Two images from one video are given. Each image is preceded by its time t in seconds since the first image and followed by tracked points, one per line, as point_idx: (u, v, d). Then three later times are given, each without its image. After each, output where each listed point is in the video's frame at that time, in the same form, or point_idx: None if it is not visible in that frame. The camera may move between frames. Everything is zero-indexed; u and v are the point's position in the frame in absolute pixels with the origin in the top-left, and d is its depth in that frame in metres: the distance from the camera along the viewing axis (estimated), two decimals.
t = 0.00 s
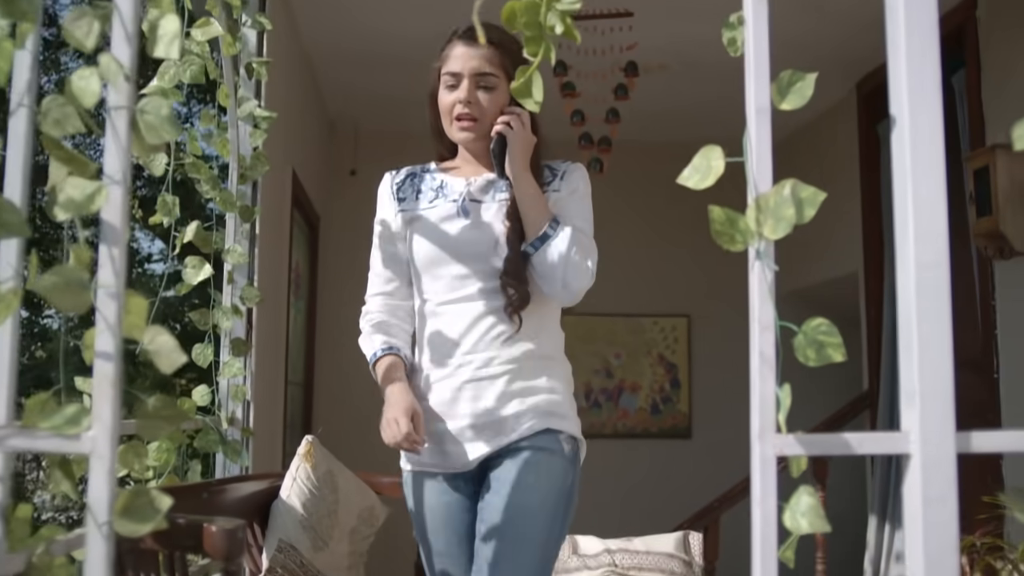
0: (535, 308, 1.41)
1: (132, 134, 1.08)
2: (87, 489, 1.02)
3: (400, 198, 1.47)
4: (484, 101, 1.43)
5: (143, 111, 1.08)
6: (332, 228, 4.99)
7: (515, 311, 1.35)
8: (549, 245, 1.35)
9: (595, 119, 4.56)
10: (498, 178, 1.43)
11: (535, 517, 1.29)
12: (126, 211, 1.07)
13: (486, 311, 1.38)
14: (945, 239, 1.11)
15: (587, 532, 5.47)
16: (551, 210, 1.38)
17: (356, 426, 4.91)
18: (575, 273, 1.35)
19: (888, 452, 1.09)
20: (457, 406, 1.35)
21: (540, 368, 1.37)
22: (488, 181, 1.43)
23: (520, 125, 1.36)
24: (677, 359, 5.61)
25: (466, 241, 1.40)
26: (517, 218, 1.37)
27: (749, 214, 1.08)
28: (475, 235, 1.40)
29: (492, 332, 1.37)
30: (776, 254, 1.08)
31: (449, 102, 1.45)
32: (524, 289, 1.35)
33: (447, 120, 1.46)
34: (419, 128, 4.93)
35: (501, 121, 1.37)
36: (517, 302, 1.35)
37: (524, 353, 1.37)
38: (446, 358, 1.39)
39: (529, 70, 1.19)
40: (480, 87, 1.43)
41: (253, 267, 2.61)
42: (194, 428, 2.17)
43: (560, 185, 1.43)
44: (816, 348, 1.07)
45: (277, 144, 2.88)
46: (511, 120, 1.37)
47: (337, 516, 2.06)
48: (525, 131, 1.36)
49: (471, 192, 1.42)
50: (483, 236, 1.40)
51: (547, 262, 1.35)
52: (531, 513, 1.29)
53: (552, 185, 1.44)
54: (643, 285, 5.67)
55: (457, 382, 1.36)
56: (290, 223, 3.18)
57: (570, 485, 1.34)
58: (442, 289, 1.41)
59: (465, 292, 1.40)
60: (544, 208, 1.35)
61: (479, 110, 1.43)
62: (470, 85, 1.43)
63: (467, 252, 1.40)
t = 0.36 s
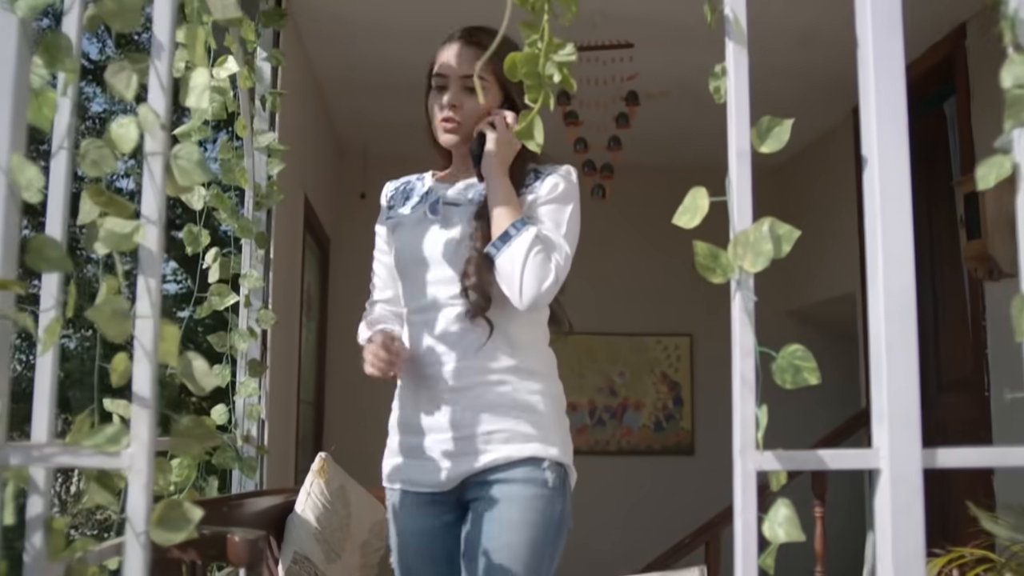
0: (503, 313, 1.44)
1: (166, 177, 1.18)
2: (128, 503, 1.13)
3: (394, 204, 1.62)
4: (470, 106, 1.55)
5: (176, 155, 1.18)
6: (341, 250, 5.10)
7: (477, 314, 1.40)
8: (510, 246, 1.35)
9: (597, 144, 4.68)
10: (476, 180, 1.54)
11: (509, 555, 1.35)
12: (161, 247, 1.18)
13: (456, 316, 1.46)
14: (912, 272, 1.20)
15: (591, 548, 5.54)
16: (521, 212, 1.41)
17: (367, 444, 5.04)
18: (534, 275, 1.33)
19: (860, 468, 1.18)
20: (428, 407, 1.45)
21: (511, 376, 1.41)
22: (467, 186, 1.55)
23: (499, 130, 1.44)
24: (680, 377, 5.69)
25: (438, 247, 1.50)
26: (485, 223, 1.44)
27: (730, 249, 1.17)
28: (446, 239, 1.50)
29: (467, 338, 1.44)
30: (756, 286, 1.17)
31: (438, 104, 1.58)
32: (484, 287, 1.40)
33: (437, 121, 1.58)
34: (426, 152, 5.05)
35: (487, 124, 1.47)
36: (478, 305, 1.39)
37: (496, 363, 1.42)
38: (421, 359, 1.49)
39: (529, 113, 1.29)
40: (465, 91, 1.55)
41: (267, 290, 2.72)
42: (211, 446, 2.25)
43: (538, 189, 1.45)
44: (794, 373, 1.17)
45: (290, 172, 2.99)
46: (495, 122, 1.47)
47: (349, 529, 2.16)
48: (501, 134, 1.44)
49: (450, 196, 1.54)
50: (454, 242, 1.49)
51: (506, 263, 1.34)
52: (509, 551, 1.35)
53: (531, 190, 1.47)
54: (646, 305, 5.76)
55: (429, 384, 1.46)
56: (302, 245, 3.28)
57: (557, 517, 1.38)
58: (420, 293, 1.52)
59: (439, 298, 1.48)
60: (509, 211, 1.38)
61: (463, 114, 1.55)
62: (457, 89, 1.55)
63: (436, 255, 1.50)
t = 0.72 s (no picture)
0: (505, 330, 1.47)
1: (193, 212, 1.27)
2: (159, 511, 1.23)
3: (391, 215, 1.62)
4: (467, 120, 1.55)
5: (203, 191, 1.28)
6: (349, 267, 5.19)
7: (485, 327, 1.42)
8: (515, 262, 1.36)
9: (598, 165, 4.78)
10: (475, 196, 1.56)
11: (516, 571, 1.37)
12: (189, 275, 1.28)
13: (459, 329, 1.47)
14: (880, 299, 1.31)
15: (593, 560, 5.62)
16: (525, 229, 1.43)
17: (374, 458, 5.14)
18: (540, 290, 1.34)
19: (835, 480, 1.28)
20: (426, 419, 1.44)
21: (510, 392, 1.44)
22: (467, 203, 1.56)
23: (495, 144, 1.43)
24: (680, 392, 5.76)
25: (442, 258, 1.50)
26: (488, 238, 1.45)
27: (713, 276, 1.27)
28: (449, 251, 1.50)
29: (466, 349, 1.45)
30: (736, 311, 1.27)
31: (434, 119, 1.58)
32: (490, 304, 1.41)
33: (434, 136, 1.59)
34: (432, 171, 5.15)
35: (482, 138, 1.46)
36: (485, 321, 1.42)
37: (498, 379, 1.44)
38: (421, 371, 1.48)
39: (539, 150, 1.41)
40: (462, 105, 1.56)
41: (280, 308, 2.82)
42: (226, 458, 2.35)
43: (541, 207, 1.48)
44: (771, 391, 1.27)
45: (300, 194, 3.10)
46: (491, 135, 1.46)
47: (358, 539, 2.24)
48: (499, 146, 1.43)
49: (451, 212, 1.55)
50: (456, 255, 1.49)
51: (512, 278, 1.35)
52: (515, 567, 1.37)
53: (534, 207, 1.50)
54: (648, 320, 5.85)
55: (428, 397, 1.46)
56: (312, 263, 3.38)
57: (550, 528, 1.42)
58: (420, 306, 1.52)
59: (442, 310, 1.49)
60: (510, 226, 1.38)
61: (458, 128, 1.55)
62: (454, 104, 1.55)
63: (440, 268, 1.50)
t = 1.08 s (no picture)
0: (497, 339, 1.54)
1: (216, 232, 1.38)
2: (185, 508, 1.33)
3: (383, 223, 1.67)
4: (463, 139, 1.62)
5: (225, 213, 1.38)
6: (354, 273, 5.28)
7: (476, 338, 1.50)
8: (508, 278, 1.44)
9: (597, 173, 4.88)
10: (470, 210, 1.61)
11: (507, 567, 1.44)
12: (212, 290, 1.38)
13: (455, 337, 1.53)
14: (853, 313, 1.40)
15: (593, 561, 5.70)
16: (519, 245, 1.51)
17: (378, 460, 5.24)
18: (530, 305, 1.43)
19: (811, 479, 1.38)
20: (421, 423, 1.50)
21: (501, 398, 1.52)
22: (460, 216, 1.61)
23: (491, 163, 1.51)
24: (679, 395, 5.87)
25: (438, 268, 1.56)
26: (482, 252, 1.53)
27: (698, 291, 1.37)
28: (445, 261, 1.57)
29: (459, 357, 1.52)
30: (720, 323, 1.36)
31: (432, 135, 1.65)
32: (485, 315, 1.50)
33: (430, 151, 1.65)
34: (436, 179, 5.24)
35: (478, 158, 1.53)
36: (476, 332, 1.49)
37: (490, 385, 1.52)
38: (416, 376, 1.53)
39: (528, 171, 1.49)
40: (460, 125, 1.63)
41: (288, 316, 2.92)
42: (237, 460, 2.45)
43: (533, 225, 1.56)
44: (751, 398, 1.36)
45: (307, 205, 3.20)
46: (486, 154, 1.53)
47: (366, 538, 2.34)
48: (494, 166, 1.50)
49: (445, 223, 1.60)
50: (452, 265, 1.56)
51: (505, 292, 1.44)
52: (506, 563, 1.44)
53: (525, 224, 1.57)
54: (648, 324, 5.94)
55: (423, 402, 1.52)
56: (318, 271, 3.49)
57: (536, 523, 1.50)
58: (415, 313, 1.57)
59: (437, 318, 1.55)
60: (505, 243, 1.46)
61: (455, 146, 1.61)
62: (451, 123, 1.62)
63: (437, 278, 1.56)
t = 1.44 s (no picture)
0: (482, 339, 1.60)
1: (232, 237, 1.47)
2: (204, 495, 1.42)
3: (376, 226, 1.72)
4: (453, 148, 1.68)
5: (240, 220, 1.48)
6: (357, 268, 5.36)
7: (462, 336, 1.55)
8: (494, 279, 1.52)
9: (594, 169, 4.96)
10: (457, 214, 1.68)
11: (492, 552, 1.49)
12: (228, 293, 1.47)
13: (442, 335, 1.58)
14: (828, 312, 1.50)
15: (590, 551, 5.79)
16: (503, 250, 1.58)
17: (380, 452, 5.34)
18: (513, 306, 1.50)
19: (788, 469, 1.47)
20: (409, 417, 1.56)
21: (486, 393, 1.57)
22: (450, 220, 1.68)
23: (479, 172, 1.58)
24: (675, 387, 5.97)
25: (427, 269, 1.61)
26: (467, 256, 1.59)
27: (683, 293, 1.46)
28: (434, 263, 1.62)
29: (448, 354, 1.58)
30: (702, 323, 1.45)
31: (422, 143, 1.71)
32: (471, 319, 1.55)
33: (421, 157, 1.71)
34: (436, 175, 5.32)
35: (465, 168, 1.61)
36: (463, 332, 1.55)
37: (475, 381, 1.57)
38: (404, 373, 1.59)
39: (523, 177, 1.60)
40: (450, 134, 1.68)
41: (294, 313, 3.02)
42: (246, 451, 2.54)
43: (517, 230, 1.64)
44: (732, 392, 1.46)
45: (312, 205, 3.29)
46: (474, 164, 1.61)
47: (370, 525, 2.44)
48: (481, 175, 1.58)
49: (435, 228, 1.66)
50: (439, 267, 1.61)
51: (489, 294, 1.51)
52: (491, 548, 1.49)
53: (510, 230, 1.65)
54: (645, 318, 6.03)
55: (411, 397, 1.57)
56: (322, 268, 3.57)
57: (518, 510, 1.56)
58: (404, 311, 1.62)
59: (425, 318, 1.60)
60: (490, 248, 1.54)
61: (445, 155, 1.68)
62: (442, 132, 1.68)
63: (424, 279, 1.61)
